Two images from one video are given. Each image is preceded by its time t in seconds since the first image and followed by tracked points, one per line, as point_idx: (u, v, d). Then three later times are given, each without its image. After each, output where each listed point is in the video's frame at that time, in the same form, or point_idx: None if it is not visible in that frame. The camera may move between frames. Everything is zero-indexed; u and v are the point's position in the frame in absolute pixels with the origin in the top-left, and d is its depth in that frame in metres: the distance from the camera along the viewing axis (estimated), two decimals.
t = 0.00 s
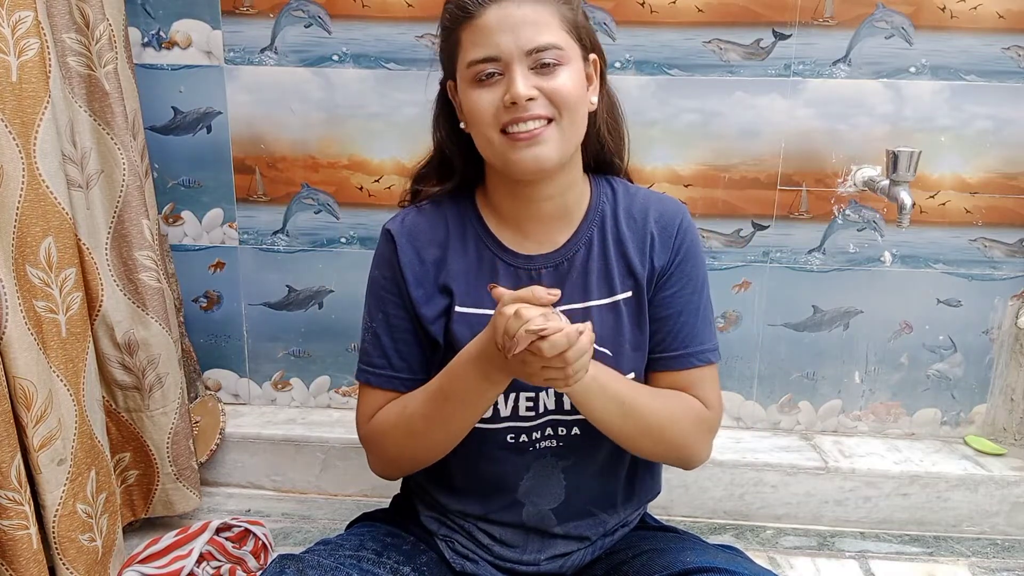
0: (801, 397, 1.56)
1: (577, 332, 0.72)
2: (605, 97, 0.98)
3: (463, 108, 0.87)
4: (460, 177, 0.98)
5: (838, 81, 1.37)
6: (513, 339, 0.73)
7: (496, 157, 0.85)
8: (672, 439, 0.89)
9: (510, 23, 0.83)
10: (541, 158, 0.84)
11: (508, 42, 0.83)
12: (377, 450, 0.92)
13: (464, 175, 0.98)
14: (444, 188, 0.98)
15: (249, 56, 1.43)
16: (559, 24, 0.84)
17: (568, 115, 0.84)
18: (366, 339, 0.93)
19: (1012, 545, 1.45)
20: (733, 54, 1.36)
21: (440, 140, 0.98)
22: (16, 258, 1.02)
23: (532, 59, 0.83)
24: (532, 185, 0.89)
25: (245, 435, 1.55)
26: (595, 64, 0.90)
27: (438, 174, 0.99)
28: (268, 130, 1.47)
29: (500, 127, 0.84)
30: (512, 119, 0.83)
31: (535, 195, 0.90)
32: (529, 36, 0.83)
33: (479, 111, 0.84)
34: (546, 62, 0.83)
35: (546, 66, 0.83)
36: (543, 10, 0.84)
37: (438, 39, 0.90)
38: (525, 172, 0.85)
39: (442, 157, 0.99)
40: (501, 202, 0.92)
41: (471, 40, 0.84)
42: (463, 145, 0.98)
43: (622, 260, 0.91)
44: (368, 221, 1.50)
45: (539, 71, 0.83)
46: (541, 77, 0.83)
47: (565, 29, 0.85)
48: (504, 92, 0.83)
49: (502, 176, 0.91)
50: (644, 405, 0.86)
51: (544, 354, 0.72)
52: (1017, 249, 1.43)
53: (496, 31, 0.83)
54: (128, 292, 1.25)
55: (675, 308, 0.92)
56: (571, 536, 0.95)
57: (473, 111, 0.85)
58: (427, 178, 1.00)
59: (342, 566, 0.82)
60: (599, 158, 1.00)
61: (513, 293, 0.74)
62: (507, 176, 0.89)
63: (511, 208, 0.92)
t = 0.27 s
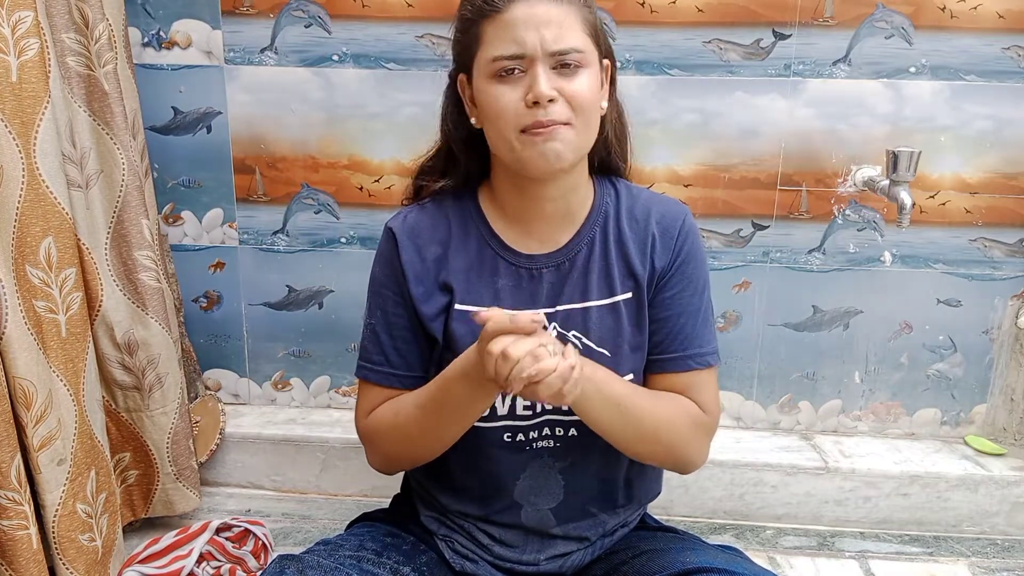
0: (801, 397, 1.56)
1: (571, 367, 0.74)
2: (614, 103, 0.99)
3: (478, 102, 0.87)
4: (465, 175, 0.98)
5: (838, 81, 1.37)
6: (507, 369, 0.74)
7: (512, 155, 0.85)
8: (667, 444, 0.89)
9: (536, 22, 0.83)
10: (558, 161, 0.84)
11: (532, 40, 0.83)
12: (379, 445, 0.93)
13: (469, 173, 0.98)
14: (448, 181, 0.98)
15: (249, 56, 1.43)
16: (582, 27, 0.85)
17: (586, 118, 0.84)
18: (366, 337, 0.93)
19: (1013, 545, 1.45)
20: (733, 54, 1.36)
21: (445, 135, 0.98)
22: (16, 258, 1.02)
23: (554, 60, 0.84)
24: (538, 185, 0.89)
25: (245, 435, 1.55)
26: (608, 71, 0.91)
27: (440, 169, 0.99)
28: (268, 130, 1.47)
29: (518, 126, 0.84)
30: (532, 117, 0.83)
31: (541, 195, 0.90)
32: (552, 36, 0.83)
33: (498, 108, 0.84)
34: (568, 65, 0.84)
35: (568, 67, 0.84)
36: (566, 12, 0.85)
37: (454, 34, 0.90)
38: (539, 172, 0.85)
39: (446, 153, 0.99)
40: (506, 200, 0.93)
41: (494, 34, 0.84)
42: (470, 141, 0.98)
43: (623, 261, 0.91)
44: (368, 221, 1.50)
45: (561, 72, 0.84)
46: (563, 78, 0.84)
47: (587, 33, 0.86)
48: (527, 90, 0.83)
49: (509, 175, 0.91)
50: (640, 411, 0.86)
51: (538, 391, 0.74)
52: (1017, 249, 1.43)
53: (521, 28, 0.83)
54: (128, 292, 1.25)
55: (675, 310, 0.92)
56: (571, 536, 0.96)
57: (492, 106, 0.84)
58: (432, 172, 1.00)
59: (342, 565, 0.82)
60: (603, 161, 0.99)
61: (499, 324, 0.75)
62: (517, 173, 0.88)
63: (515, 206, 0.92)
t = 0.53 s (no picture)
0: (801, 397, 1.56)
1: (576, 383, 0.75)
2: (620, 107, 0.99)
3: (478, 102, 0.87)
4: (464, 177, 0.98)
5: (838, 81, 1.37)
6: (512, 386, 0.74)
7: (508, 156, 0.85)
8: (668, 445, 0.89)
9: (537, 22, 0.83)
10: (552, 163, 0.84)
11: (533, 40, 0.83)
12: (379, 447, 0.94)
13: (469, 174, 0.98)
14: (448, 180, 0.98)
15: (249, 56, 1.43)
16: (585, 30, 0.85)
17: (584, 120, 0.84)
18: (366, 339, 0.93)
19: (1013, 545, 1.45)
20: (733, 54, 1.36)
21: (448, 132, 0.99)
22: (16, 258, 1.02)
23: (555, 61, 0.83)
24: (538, 186, 0.89)
25: (245, 435, 1.55)
26: (613, 74, 0.91)
27: (442, 167, 0.99)
28: (268, 130, 1.47)
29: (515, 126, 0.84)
30: (529, 118, 0.83)
31: (542, 198, 0.90)
32: (553, 37, 0.83)
33: (495, 107, 0.84)
34: (568, 66, 0.84)
35: (568, 69, 0.84)
36: (570, 13, 0.85)
37: (461, 33, 0.90)
38: (535, 174, 0.85)
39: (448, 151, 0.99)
40: (506, 202, 0.93)
41: (496, 33, 0.84)
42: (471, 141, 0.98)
43: (624, 262, 0.91)
44: (368, 221, 1.50)
45: (560, 73, 0.84)
46: (562, 80, 0.84)
47: (590, 35, 0.85)
48: (524, 91, 0.83)
49: (509, 176, 0.91)
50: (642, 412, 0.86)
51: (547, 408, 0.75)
52: (1017, 249, 1.43)
53: (522, 27, 0.83)
54: (128, 292, 1.25)
55: (676, 313, 0.92)
56: (571, 537, 0.95)
57: (490, 106, 0.84)
58: (434, 170, 1.00)
59: (342, 566, 0.82)
60: (605, 165, 0.99)
61: (502, 341, 0.75)
62: (517, 176, 0.88)
63: (515, 208, 0.92)
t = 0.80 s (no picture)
0: (801, 397, 1.56)
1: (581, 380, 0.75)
2: (621, 109, 0.99)
3: (479, 99, 0.87)
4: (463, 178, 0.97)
5: (838, 81, 1.37)
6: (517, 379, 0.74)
7: (507, 156, 0.85)
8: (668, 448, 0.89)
9: (540, 22, 0.83)
10: (552, 164, 0.84)
11: (536, 40, 0.83)
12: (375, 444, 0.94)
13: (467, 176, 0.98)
14: (447, 179, 0.97)
15: (249, 56, 1.43)
16: (588, 31, 0.85)
17: (585, 122, 0.84)
18: (365, 341, 0.93)
19: (1013, 545, 1.45)
20: (733, 54, 1.36)
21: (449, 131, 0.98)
22: (16, 258, 1.02)
23: (557, 61, 0.83)
24: (539, 188, 0.89)
25: (245, 435, 1.55)
26: (616, 76, 0.91)
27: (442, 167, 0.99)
28: (268, 130, 1.47)
29: (516, 125, 0.84)
30: (529, 118, 0.83)
31: (543, 200, 0.90)
32: (556, 38, 0.83)
33: (496, 106, 0.84)
34: (571, 68, 0.84)
35: (571, 70, 0.84)
36: (574, 14, 0.84)
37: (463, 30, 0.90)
38: (534, 175, 0.85)
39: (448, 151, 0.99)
40: (506, 203, 0.92)
41: (498, 32, 0.84)
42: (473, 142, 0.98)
43: (624, 264, 0.91)
44: (368, 221, 1.50)
45: (562, 75, 0.84)
46: (564, 81, 0.84)
47: (593, 36, 0.85)
48: (525, 91, 0.83)
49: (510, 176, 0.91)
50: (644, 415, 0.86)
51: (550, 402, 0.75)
52: (1017, 249, 1.43)
53: (525, 27, 0.83)
54: (128, 292, 1.25)
55: (678, 315, 0.92)
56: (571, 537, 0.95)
57: (490, 105, 0.84)
58: (434, 169, 1.00)
59: (341, 566, 0.82)
60: (605, 167, 0.99)
61: (508, 336, 0.75)
62: (517, 176, 0.89)
63: (516, 210, 0.92)
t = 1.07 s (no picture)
0: (801, 397, 1.56)
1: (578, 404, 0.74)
2: (625, 113, 0.99)
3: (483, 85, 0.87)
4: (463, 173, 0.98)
5: (838, 81, 1.37)
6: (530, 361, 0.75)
7: (507, 136, 0.84)
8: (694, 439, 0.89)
9: (549, 7, 0.84)
10: (551, 146, 0.83)
11: (545, 24, 0.83)
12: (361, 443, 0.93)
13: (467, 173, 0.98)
14: (449, 174, 0.97)
15: (249, 56, 1.43)
16: (596, 23, 0.86)
17: (587, 108, 0.84)
18: (360, 336, 0.92)
19: (1013, 545, 1.45)
20: (733, 55, 1.36)
21: (451, 126, 0.98)
22: (16, 258, 1.02)
23: (563, 47, 0.84)
24: (542, 184, 0.89)
25: (245, 435, 1.55)
26: (621, 78, 0.91)
27: (442, 162, 0.99)
28: (268, 130, 1.47)
29: (518, 107, 0.83)
30: (531, 98, 0.82)
31: (542, 194, 0.90)
32: (564, 23, 0.84)
33: (499, 86, 0.84)
34: (576, 54, 0.84)
35: (576, 57, 0.84)
36: (584, 5, 0.85)
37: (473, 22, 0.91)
38: (532, 158, 0.84)
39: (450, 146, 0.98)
40: (506, 196, 0.93)
41: (507, 17, 0.85)
42: (473, 138, 0.98)
43: (625, 262, 0.91)
44: (368, 221, 1.50)
45: (567, 60, 0.84)
46: (569, 67, 0.84)
47: (600, 30, 0.86)
48: (529, 72, 0.83)
49: (512, 168, 0.90)
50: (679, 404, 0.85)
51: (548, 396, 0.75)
52: (1017, 249, 1.43)
53: (534, 12, 0.84)
54: (127, 292, 1.25)
55: (680, 314, 0.92)
56: (571, 536, 0.96)
57: (493, 86, 0.84)
58: (433, 164, 0.99)
59: (341, 566, 0.82)
60: (606, 169, 0.99)
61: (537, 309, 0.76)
62: (517, 163, 0.88)
63: (515, 203, 0.92)
